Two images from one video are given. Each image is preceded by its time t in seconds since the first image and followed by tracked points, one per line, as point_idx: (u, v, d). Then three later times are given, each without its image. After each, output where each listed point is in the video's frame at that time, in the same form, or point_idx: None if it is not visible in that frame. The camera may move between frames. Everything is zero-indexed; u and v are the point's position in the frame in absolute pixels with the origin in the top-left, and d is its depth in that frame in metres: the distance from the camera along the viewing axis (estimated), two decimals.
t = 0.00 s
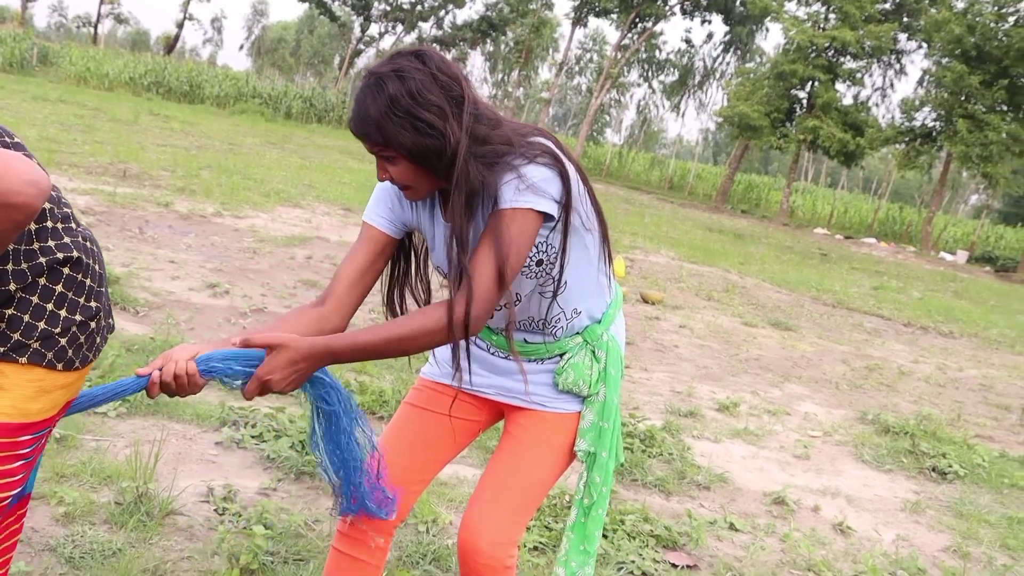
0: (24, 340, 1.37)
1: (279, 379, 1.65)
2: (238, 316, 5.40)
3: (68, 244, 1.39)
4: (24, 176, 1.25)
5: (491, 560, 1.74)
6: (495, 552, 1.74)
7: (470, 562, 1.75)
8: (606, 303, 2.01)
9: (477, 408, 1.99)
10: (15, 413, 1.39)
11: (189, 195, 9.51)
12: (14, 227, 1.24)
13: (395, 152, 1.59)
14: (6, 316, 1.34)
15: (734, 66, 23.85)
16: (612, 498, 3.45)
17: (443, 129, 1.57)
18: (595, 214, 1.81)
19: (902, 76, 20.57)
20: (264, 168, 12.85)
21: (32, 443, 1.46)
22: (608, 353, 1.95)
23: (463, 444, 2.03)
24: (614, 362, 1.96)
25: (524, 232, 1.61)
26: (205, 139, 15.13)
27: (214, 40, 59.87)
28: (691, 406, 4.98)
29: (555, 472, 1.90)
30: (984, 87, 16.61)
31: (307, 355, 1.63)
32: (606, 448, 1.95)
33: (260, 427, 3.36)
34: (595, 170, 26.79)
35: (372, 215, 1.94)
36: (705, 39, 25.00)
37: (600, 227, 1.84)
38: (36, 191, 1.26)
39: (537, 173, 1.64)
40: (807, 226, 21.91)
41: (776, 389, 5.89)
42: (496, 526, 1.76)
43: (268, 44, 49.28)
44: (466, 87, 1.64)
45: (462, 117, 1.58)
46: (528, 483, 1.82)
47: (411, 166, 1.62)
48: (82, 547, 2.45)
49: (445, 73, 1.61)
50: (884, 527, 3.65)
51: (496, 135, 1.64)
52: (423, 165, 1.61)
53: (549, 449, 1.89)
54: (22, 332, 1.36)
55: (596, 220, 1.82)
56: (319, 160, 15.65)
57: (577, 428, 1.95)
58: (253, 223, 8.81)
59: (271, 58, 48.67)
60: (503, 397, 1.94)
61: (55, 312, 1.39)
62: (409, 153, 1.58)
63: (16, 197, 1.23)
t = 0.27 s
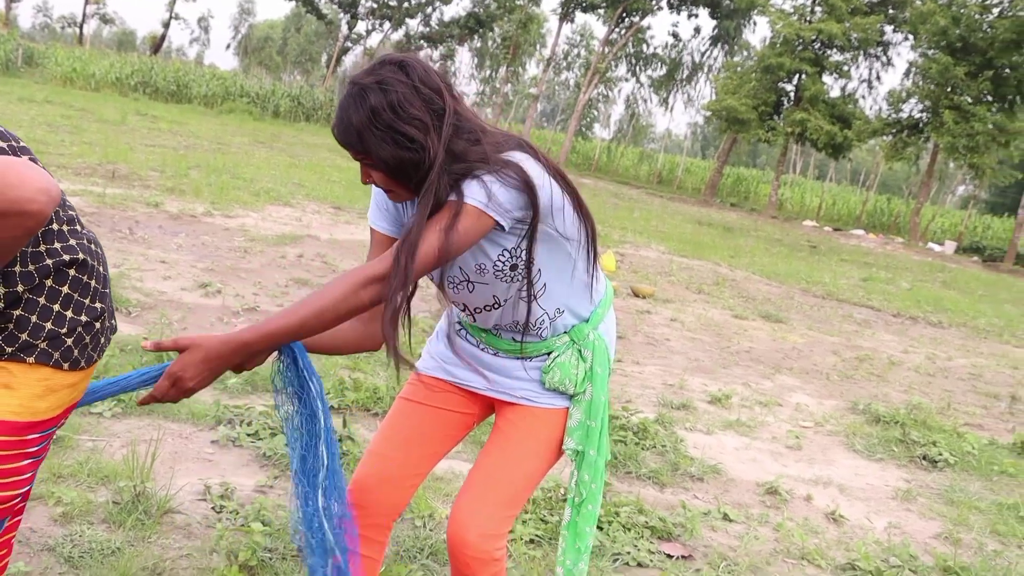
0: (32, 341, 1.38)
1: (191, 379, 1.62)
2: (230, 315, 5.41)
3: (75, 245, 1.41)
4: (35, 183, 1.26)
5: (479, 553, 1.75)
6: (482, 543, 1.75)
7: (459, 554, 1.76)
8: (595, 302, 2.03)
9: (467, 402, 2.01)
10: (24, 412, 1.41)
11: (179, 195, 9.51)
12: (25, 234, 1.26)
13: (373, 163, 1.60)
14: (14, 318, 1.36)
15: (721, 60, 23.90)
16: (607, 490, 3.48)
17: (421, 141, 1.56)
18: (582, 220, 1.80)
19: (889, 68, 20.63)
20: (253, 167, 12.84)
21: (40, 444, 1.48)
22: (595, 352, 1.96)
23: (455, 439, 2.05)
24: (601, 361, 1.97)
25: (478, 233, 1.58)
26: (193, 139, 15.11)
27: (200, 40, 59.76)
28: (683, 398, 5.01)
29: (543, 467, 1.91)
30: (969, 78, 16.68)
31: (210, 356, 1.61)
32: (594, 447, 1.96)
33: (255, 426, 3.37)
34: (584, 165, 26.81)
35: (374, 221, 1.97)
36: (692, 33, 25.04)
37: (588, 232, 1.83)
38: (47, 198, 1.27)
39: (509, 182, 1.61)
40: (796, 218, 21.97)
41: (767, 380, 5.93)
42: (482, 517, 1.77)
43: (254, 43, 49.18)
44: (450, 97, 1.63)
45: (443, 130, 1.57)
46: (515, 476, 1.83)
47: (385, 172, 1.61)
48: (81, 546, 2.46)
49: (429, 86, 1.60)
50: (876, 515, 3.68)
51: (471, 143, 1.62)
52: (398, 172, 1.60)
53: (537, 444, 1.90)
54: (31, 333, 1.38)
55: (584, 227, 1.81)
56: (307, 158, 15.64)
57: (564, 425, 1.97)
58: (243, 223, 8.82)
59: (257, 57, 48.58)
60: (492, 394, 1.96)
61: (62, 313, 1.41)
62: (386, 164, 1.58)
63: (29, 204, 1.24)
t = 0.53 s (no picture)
0: (39, 333, 1.40)
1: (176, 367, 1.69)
2: (220, 310, 5.42)
3: (78, 240, 1.44)
4: (45, 179, 1.28)
5: (469, 544, 1.78)
6: (472, 535, 1.78)
7: (449, 544, 1.79)
8: (591, 297, 2.04)
9: (462, 394, 2.03)
10: (31, 403, 1.43)
11: (167, 191, 9.51)
12: (34, 229, 1.28)
13: (361, 166, 1.63)
14: (22, 312, 1.38)
15: (708, 53, 23.95)
16: (598, 481, 3.50)
17: (404, 140, 1.59)
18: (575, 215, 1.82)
19: (875, 60, 20.70)
20: (241, 162, 12.84)
21: (48, 436, 1.50)
22: (589, 348, 1.97)
23: (449, 430, 2.07)
24: (595, 358, 1.98)
25: (464, 226, 1.60)
26: (181, 135, 15.08)
27: (186, 36, 59.56)
28: (673, 389, 5.04)
29: (536, 460, 1.93)
30: (955, 70, 16.75)
31: (193, 346, 1.67)
32: (585, 441, 1.98)
33: (248, 419, 3.39)
34: (571, 158, 26.84)
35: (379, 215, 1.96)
36: (679, 26, 25.08)
37: (580, 229, 1.84)
38: (56, 195, 1.29)
39: (494, 175, 1.62)
40: (783, 211, 22.04)
41: (755, 371, 5.97)
42: (473, 509, 1.79)
43: (240, 38, 49.07)
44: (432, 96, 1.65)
45: (424, 130, 1.59)
46: (507, 470, 1.85)
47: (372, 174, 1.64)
48: (77, 539, 2.48)
49: (410, 87, 1.62)
50: (864, 504, 3.72)
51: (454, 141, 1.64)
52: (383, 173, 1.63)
53: (530, 437, 1.92)
54: (38, 326, 1.40)
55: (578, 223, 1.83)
56: (295, 153, 15.64)
57: (558, 419, 1.98)
58: (232, 218, 8.82)
59: (243, 52, 48.49)
60: (488, 386, 1.96)
61: (68, 305, 1.43)
62: (373, 167, 1.62)
63: (39, 200, 1.27)
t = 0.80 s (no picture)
0: (39, 322, 1.42)
1: (208, 340, 1.61)
2: (210, 302, 5.42)
3: (78, 230, 1.46)
4: (44, 167, 1.31)
5: (468, 529, 1.80)
6: (473, 521, 1.80)
7: (449, 530, 1.81)
8: (588, 290, 2.07)
9: (461, 385, 2.05)
10: (32, 392, 1.45)
11: (155, 183, 9.49)
12: (32, 218, 1.30)
13: (382, 146, 1.64)
14: (21, 300, 1.40)
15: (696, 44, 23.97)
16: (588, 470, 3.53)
17: (428, 123, 1.59)
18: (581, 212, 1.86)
19: (862, 51, 20.76)
20: (228, 155, 12.81)
21: (53, 428, 1.52)
22: (589, 338, 2.00)
23: (445, 422, 2.09)
24: (595, 347, 2.01)
25: (484, 219, 1.63)
26: (168, 128, 15.04)
27: (172, 28, 59.32)
28: (661, 380, 5.07)
29: (535, 448, 1.96)
30: (941, 61, 16.81)
31: (237, 316, 1.63)
32: (587, 429, 2.01)
33: (240, 411, 3.40)
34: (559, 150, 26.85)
35: (374, 192, 2.02)
36: (667, 18, 25.07)
37: (582, 223, 1.87)
38: (55, 183, 1.32)
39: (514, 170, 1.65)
40: (771, 202, 22.08)
41: (743, 361, 6.00)
42: (473, 495, 1.81)
43: (227, 30, 48.91)
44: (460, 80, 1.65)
45: (448, 114, 1.60)
46: (507, 457, 1.87)
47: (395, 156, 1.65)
48: (71, 529, 2.49)
49: (435, 69, 1.62)
50: (851, 492, 3.76)
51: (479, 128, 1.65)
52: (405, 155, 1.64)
53: (528, 424, 1.94)
54: (37, 314, 1.42)
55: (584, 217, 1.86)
56: (282, 146, 15.61)
57: (559, 408, 2.01)
58: (220, 211, 8.81)
59: (230, 44, 48.33)
60: (488, 375, 1.99)
61: (67, 294, 1.45)
62: (394, 148, 1.62)
63: (38, 188, 1.29)
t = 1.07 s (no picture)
0: (30, 312, 1.44)
1: (248, 333, 1.80)
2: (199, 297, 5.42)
3: (68, 221, 1.47)
4: (35, 159, 1.32)
5: (467, 514, 1.82)
6: (472, 507, 1.82)
7: (448, 516, 1.83)
8: (576, 277, 2.11)
9: (453, 375, 2.06)
10: (23, 382, 1.46)
11: (142, 179, 9.48)
12: (24, 209, 1.31)
13: (396, 140, 1.69)
14: (14, 291, 1.42)
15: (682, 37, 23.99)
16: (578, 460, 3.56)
17: (441, 121, 1.66)
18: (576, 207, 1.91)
19: (848, 44, 20.80)
20: (215, 150, 12.79)
21: (45, 418, 1.54)
22: (581, 322, 2.04)
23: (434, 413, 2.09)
24: (586, 332, 2.05)
25: (502, 218, 1.71)
26: (155, 123, 15.00)
27: (157, 24, 59.10)
28: (649, 371, 5.10)
29: (528, 432, 1.98)
30: (927, 53, 16.86)
31: (280, 312, 1.80)
32: (582, 412, 2.05)
33: (230, 404, 3.42)
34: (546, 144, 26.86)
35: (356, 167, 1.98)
36: (654, 11, 25.08)
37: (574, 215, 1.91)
38: (45, 175, 1.33)
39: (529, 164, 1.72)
40: (758, 194, 22.13)
41: (730, 353, 6.03)
42: (473, 482, 1.83)
43: (213, 24, 48.74)
44: (471, 74, 1.71)
45: (461, 110, 1.66)
46: (503, 441, 1.90)
47: (409, 150, 1.71)
48: (64, 522, 2.51)
49: (446, 65, 1.68)
50: (838, 480, 3.79)
51: (490, 122, 1.71)
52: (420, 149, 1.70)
53: (522, 410, 1.96)
54: (29, 304, 1.43)
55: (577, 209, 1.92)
56: (269, 141, 15.59)
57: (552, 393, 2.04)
58: (208, 206, 8.80)
59: (215, 39, 48.17)
60: (479, 364, 2.01)
61: (58, 285, 1.47)
62: (409, 142, 1.68)
63: (30, 179, 1.30)
